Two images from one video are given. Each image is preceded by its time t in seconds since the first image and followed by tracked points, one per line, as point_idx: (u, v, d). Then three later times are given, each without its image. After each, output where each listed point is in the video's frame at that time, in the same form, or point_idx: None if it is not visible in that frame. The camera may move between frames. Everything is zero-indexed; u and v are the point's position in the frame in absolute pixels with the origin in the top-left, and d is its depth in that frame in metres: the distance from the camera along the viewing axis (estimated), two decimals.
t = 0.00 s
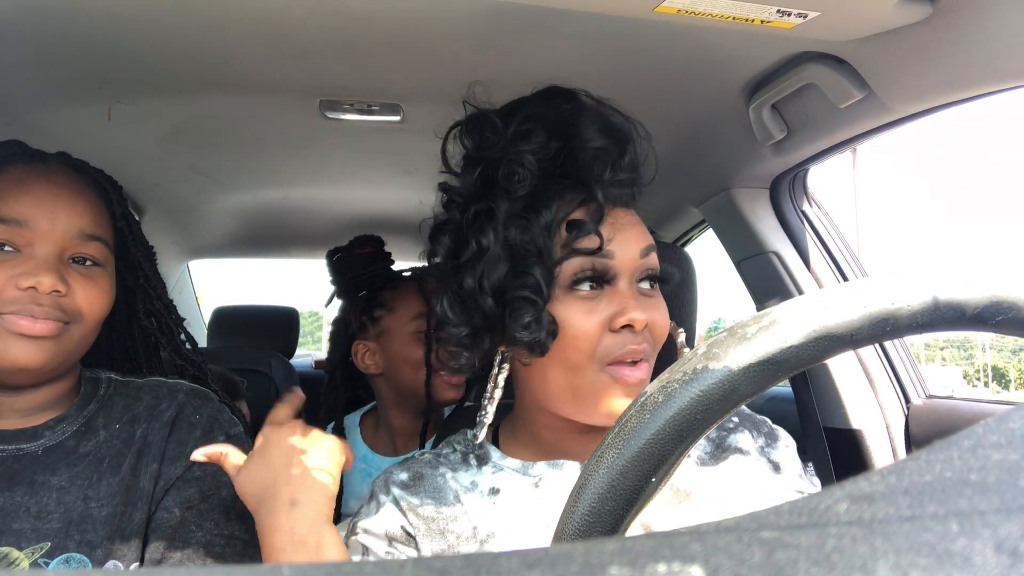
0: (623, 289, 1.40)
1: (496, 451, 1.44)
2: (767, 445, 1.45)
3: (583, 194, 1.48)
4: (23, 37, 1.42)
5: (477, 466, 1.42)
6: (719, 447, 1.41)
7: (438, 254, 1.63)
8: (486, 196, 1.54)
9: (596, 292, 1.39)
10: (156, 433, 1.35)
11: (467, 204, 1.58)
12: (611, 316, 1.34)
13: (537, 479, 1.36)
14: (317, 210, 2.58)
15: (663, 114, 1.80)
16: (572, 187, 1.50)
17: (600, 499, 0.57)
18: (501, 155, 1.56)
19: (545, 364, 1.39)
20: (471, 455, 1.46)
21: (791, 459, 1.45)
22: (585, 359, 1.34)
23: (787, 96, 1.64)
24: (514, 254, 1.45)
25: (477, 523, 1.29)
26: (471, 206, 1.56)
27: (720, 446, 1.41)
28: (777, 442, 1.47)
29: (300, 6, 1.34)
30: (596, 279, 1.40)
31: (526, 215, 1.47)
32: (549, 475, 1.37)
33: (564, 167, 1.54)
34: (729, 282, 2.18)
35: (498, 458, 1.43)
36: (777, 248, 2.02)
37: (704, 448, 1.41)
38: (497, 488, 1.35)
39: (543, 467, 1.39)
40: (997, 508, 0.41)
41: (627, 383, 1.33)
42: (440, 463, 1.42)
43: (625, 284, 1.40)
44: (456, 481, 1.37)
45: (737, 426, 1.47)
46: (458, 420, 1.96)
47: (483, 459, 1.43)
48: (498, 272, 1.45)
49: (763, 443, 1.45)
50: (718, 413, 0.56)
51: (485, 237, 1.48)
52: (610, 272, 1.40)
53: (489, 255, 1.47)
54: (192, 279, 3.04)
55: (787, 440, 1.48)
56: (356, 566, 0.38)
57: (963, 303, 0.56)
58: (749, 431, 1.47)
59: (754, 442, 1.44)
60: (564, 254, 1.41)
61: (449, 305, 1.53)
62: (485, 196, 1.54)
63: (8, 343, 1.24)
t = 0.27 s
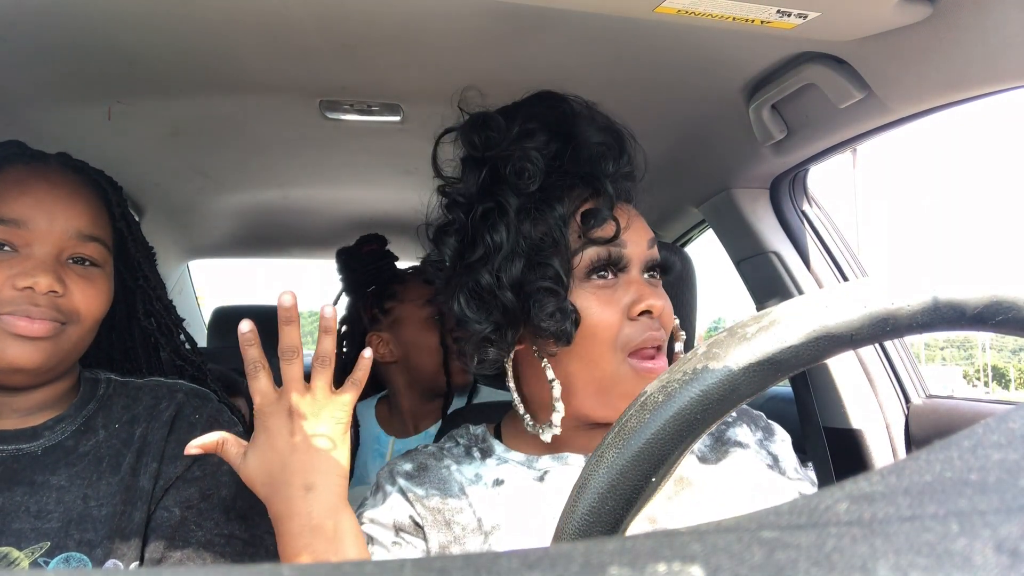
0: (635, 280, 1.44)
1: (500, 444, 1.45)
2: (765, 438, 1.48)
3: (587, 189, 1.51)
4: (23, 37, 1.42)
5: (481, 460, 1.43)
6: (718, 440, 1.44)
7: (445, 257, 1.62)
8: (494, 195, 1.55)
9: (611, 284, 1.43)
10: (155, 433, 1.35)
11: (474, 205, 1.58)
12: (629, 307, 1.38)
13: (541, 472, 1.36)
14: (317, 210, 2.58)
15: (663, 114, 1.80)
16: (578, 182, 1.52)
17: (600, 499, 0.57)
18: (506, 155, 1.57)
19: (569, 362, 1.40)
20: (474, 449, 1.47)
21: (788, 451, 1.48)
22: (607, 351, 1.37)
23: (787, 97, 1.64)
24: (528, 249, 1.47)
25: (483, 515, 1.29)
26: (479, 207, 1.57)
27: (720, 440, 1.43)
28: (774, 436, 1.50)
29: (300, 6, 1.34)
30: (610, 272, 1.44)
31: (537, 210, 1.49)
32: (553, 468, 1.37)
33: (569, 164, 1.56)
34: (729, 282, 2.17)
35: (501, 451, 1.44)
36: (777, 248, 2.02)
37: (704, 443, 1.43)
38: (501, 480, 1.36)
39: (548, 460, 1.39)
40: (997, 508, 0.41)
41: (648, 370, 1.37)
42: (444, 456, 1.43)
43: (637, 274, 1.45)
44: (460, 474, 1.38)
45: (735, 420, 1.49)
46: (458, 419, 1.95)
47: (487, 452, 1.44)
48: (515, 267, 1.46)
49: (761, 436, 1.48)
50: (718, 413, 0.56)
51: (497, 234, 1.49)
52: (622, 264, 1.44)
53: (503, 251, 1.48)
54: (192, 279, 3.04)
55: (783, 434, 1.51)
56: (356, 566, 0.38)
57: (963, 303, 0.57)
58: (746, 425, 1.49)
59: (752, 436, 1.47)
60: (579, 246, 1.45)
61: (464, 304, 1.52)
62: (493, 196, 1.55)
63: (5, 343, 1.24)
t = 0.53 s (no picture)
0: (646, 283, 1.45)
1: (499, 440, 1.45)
2: (761, 432, 1.48)
3: (605, 193, 1.51)
4: (23, 36, 1.42)
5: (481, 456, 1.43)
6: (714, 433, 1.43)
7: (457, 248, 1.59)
8: (512, 190, 1.53)
9: (625, 284, 1.42)
10: (155, 434, 1.35)
11: (490, 198, 1.56)
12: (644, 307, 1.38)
13: (541, 466, 1.36)
14: (317, 210, 2.58)
15: (664, 114, 1.80)
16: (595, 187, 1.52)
17: (599, 499, 0.57)
18: (525, 152, 1.55)
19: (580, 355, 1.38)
20: (474, 446, 1.47)
21: (783, 444, 1.47)
22: (618, 348, 1.37)
23: (787, 96, 1.64)
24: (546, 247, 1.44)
25: (485, 510, 1.29)
26: (495, 200, 1.54)
27: (717, 434, 1.42)
28: (770, 429, 1.50)
29: (301, 6, 1.34)
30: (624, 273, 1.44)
31: (557, 209, 1.47)
32: (556, 463, 1.37)
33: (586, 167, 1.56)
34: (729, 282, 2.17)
35: (502, 447, 1.44)
36: (777, 248, 2.02)
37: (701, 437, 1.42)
38: (501, 475, 1.36)
39: (548, 455, 1.39)
40: (997, 508, 0.41)
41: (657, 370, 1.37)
42: (444, 453, 1.44)
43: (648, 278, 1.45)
44: (462, 470, 1.38)
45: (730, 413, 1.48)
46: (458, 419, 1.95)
47: (488, 449, 1.44)
48: (533, 265, 1.44)
49: (756, 430, 1.48)
50: (718, 413, 0.56)
51: (515, 228, 1.47)
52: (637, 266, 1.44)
53: (521, 247, 1.45)
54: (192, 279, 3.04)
55: (778, 427, 1.51)
56: (356, 566, 0.38)
57: (963, 303, 0.57)
58: (742, 418, 1.49)
59: (748, 429, 1.47)
60: (599, 249, 1.44)
61: (478, 296, 1.50)
62: (511, 191, 1.53)
63: (6, 344, 1.24)
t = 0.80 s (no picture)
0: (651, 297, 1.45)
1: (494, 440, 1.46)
2: (750, 433, 1.49)
3: (620, 202, 1.50)
4: (23, 36, 1.42)
5: (476, 456, 1.44)
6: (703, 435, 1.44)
7: (473, 249, 1.56)
8: (530, 194, 1.50)
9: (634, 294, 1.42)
10: (154, 436, 1.35)
11: (507, 200, 1.53)
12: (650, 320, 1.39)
13: (537, 464, 1.36)
14: (317, 210, 2.58)
15: (664, 113, 1.80)
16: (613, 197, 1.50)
17: (599, 499, 0.57)
18: (542, 157, 1.53)
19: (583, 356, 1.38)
20: (469, 447, 1.48)
21: (774, 443, 1.48)
22: (622, 356, 1.37)
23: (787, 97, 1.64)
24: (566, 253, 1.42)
25: (481, 509, 1.29)
26: (512, 204, 1.52)
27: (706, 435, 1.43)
28: (759, 429, 1.51)
29: (301, 6, 1.34)
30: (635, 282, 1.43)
31: (575, 216, 1.45)
32: (552, 461, 1.36)
33: (602, 175, 1.54)
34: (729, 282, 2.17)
35: (497, 447, 1.45)
36: (777, 248, 2.02)
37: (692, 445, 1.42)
38: (497, 472, 1.36)
39: (544, 454, 1.39)
40: (997, 508, 0.41)
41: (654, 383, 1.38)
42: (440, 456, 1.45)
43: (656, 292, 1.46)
44: (458, 470, 1.39)
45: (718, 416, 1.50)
46: (457, 419, 1.95)
47: (483, 449, 1.45)
48: (554, 272, 1.41)
49: (745, 431, 1.49)
50: (718, 413, 0.56)
51: (534, 231, 1.44)
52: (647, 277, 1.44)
53: (540, 252, 1.43)
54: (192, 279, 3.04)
55: (768, 426, 1.52)
56: (356, 566, 0.38)
57: (963, 302, 0.57)
58: (731, 422, 1.49)
59: (737, 432, 1.48)
60: (613, 259, 1.43)
61: (496, 301, 1.46)
62: (528, 195, 1.50)
63: (17, 345, 1.24)
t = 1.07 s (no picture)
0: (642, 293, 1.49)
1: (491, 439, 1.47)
2: (741, 430, 1.52)
3: (611, 205, 1.50)
4: (24, 36, 1.42)
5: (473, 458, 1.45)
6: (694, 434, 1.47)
7: (475, 256, 1.43)
8: (529, 199, 1.44)
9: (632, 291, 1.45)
10: (108, 443, 1.19)
11: (508, 206, 1.45)
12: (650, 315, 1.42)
13: (534, 462, 1.38)
14: (317, 210, 2.58)
15: (665, 112, 1.80)
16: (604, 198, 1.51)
17: (599, 500, 0.57)
18: (538, 162, 1.49)
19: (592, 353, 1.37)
20: (467, 450, 1.49)
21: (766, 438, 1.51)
22: (626, 351, 1.38)
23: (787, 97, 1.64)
24: (574, 254, 1.38)
25: (480, 506, 1.29)
26: (513, 208, 1.44)
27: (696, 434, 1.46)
28: (752, 425, 1.53)
29: (301, 7, 1.34)
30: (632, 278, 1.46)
31: (576, 218, 1.43)
32: (548, 458, 1.38)
33: (594, 178, 1.53)
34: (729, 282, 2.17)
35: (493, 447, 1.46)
36: (777, 247, 2.02)
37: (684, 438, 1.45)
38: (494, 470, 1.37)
39: (541, 452, 1.40)
40: (996, 508, 0.41)
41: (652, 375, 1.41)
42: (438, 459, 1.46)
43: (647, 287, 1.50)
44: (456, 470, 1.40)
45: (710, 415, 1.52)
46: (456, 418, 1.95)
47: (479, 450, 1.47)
48: (566, 273, 1.36)
49: (736, 428, 1.52)
50: (718, 413, 0.56)
51: (542, 234, 1.37)
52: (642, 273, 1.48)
53: (549, 253, 1.37)
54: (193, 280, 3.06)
55: (761, 421, 1.54)
56: (356, 566, 0.38)
57: (963, 303, 0.57)
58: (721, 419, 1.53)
59: (727, 430, 1.51)
60: (612, 257, 1.44)
61: (509, 304, 1.35)
62: (530, 196, 1.44)
63: None
